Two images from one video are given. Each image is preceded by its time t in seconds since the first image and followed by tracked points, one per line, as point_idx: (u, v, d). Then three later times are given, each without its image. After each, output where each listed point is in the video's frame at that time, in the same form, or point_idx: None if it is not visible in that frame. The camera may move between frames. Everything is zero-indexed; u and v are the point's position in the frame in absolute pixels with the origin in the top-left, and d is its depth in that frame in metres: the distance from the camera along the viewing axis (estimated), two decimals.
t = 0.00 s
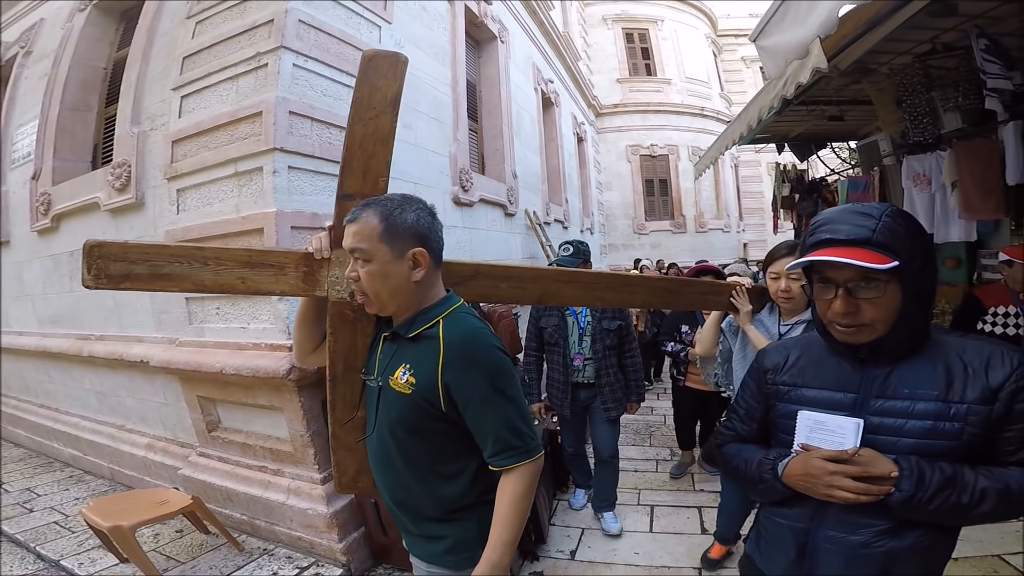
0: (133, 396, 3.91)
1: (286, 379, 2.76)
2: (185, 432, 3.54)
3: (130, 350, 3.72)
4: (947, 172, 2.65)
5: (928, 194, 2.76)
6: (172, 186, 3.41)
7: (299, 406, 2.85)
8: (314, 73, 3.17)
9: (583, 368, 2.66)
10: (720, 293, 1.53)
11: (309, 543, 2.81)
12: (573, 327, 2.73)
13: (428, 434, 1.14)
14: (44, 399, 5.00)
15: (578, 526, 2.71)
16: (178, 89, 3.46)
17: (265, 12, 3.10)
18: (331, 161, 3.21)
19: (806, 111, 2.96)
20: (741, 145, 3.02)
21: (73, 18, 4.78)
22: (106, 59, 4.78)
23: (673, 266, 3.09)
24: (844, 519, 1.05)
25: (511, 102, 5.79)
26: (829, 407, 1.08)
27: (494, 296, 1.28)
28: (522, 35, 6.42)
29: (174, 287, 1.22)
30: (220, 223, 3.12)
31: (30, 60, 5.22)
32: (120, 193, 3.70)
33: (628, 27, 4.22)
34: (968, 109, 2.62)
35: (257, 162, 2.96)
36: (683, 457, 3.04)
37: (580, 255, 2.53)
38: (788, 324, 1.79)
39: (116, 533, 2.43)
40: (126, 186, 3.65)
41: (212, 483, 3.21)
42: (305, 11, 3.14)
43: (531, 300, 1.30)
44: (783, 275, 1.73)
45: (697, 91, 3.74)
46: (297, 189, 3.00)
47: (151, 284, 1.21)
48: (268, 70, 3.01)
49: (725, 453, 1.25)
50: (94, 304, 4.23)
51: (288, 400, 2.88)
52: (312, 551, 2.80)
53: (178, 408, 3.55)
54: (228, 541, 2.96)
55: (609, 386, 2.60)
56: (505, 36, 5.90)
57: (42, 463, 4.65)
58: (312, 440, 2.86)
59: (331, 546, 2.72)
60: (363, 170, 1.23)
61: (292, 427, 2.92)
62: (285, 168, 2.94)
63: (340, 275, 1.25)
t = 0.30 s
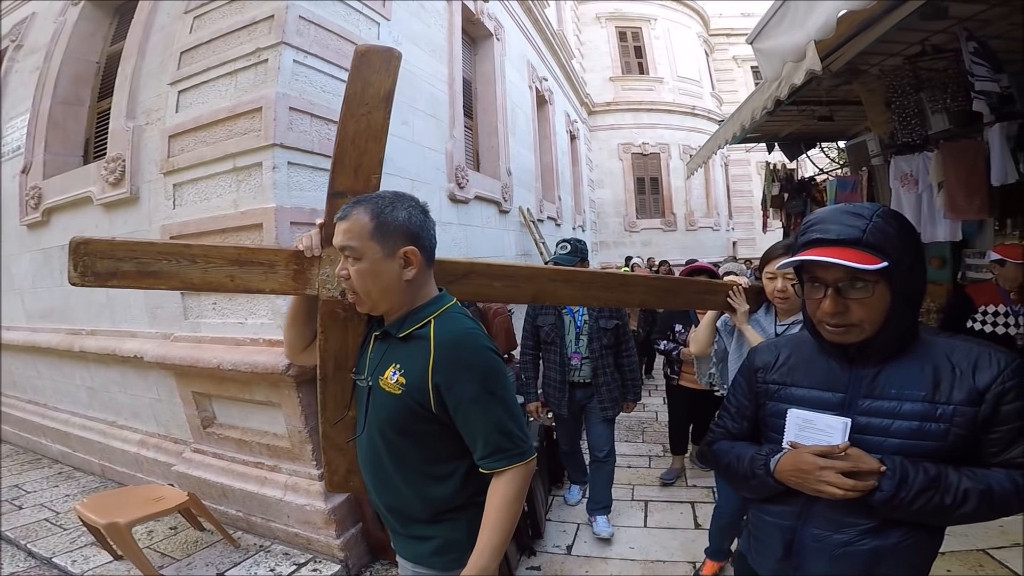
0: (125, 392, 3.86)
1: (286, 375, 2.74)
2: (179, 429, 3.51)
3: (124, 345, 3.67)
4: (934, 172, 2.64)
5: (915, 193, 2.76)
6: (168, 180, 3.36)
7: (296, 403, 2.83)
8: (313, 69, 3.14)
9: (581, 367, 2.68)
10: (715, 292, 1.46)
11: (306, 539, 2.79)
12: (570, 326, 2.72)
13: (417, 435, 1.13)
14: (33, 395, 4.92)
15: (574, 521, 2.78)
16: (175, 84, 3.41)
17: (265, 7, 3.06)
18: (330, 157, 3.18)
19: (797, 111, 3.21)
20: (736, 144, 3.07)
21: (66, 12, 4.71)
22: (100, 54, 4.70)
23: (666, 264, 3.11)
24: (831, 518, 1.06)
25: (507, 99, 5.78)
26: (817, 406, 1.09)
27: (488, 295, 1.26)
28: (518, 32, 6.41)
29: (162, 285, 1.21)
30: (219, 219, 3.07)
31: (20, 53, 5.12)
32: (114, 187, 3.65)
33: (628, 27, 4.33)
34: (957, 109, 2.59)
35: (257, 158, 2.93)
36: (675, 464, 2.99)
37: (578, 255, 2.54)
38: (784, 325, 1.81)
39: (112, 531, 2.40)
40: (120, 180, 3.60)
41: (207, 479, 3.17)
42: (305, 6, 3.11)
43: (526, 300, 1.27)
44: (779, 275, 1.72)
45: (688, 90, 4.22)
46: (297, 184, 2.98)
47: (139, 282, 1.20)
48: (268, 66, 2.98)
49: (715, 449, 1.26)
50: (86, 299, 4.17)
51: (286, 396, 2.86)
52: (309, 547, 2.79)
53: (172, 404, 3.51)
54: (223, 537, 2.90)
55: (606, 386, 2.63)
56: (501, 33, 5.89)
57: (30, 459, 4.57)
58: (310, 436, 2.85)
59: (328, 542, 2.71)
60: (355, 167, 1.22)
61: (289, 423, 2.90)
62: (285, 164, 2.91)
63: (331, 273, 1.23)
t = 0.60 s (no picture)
0: (116, 385, 3.80)
1: (285, 369, 2.73)
2: (171, 423, 3.46)
3: (116, 338, 3.61)
4: (920, 177, 2.73)
5: (902, 198, 2.85)
6: (165, 172, 3.31)
7: (293, 397, 2.82)
8: (318, 64, 3.12)
9: (578, 368, 2.68)
10: (712, 296, 1.41)
11: (301, 534, 2.76)
12: (568, 326, 2.72)
13: (407, 435, 1.12)
14: (18, 387, 4.81)
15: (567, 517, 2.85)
16: (176, 76, 3.35)
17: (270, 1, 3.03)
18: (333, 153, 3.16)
19: (786, 114, 3.01)
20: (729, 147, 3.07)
21: (64, 2, 4.62)
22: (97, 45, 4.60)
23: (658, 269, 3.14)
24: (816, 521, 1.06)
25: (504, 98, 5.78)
26: (806, 410, 1.10)
27: (482, 294, 1.25)
28: (516, 31, 6.40)
29: (147, 276, 1.19)
30: (218, 212, 3.03)
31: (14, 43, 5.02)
32: (109, 178, 3.58)
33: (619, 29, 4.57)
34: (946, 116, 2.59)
35: (260, 151, 2.89)
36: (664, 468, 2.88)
37: (577, 256, 2.54)
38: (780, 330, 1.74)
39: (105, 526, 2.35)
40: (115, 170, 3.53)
41: (198, 474, 3.11)
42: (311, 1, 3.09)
43: (520, 300, 1.25)
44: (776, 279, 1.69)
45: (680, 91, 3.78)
46: (299, 178, 2.95)
47: (125, 273, 1.18)
48: (272, 60, 2.95)
49: (706, 450, 1.27)
50: (77, 290, 4.10)
51: (284, 390, 2.86)
52: (304, 542, 2.76)
53: (164, 397, 3.47)
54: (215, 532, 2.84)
55: (603, 388, 2.64)
56: (499, 31, 5.87)
57: (12, 452, 4.47)
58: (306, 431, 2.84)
59: (323, 537, 2.69)
60: (348, 162, 1.20)
61: (285, 418, 2.90)
62: (287, 158, 2.88)
63: (321, 268, 1.22)
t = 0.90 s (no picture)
0: (109, 380, 3.76)
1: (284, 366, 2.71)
2: (166, 419, 3.44)
3: (110, 333, 3.57)
4: (910, 178, 2.80)
5: (892, 198, 2.91)
6: (165, 167, 3.27)
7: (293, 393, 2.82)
8: (320, 62, 3.10)
9: (578, 369, 2.65)
10: (711, 297, 1.41)
11: (298, 532, 2.75)
12: (568, 326, 2.71)
13: (400, 435, 1.11)
14: (8, 383, 4.75)
15: (564, 514, 2.84)
16: (177, 71, 3.31)
17: None
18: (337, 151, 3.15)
19: (779, 116, 2.92)
20: (724, 147, 2.98)
21: None
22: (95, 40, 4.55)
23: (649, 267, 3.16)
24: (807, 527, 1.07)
25: (500, 97, 5.78)
26: (800, 415, 1.10)
27: (479, 292, 1.23)
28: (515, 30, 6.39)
29: (138, 269, 1.17)
30: (219, 207, 2.99)
31: (11, 37, 4.96)
32: (106, 172, 3.54)
33: (617, 26, 4.43)
34: (937, 118, 2.59)
35: (261, 147, 2.86)
36: (659, 471, 2.96)
37: (580, 255, 2.53)
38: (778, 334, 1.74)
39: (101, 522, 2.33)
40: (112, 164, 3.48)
41: (195, 471, 3.10)
42: None
43: (517, 299, 1.24)
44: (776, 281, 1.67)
45: (674, 91, 3.80)
46: (301, 175, 2.93)
47: (115, 265, 1.16)
48: (275, 56, 2.92)
49: (701, 452, 1.27)
50: (71, 283, 4.06)
51: (283, 386, 2.85)
52: (302, 539, 2.74)
53: (160, 393, 3.44)
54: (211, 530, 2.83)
55: (603, 390, 2.61)
56: (497, 30, 5.84)
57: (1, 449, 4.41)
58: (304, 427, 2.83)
59: (322, 534, 2.67)
60: (345, 157, 1.18)
61: (284, 414, 2.89)
62: (289, 154, 2.86)
63: (315, 264, 1.21)
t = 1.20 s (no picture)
0: (106, 377, 3.74)
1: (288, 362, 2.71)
2: (164, 416, 3.43)
3: (108, 329, 3.55)
4: (902, 179, 2.85)
5: (884, 197, 3.01)
6: (165, 162, 3.24)
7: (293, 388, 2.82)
8: (325, 59, 3.07)
9: (580, 368, 2.66)
10: (710, 297, 1.39)
11: (300, 529, 2.74)
12: (572, 325, 2.74)
13: (396, 434, 1.11)
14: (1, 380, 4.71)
15: (563, 511, 2.87)
16: (178, 67, 3.28)
17: None
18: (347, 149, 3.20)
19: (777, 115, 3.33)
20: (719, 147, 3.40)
21: None
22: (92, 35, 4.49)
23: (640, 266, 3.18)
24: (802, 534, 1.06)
25: (497, 95, 5.77)
26: (800, 421, 1.09)
27: (476, 289, 1.22)
28: (513, 27, 6.38)
29: (131, 261, 1.17)
30: (223, 202, 2.96)
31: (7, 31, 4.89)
32: (104, 168, 3.51)
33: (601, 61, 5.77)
34: (928, 121, 2.67)
35: (265, 143, 2.84)
36: (659, 473, 2.98)
37: (584, 252, 2.53)
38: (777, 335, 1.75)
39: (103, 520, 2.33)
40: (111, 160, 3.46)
41: (194, 468, 3.10)
42: None
43: (516, 296, 1.23)
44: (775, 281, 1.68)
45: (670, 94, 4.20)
46: (304, 171, 2.93)
47: (108, 257, 1.16)
48: (280, 53, 2.90)
49: (700, 455, 1.26)
50: (68, 279, 4.03)
51: (284, 383, 2.84)
52: (303, 537, 2.73)
53: (158, 390, 3.43)
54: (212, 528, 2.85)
55: (606, 389, 2.61)
56: (495, 28, 5.83)
57: None
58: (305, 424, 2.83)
59: (324, 531, 2.67)
60: (343, 151, 1.18)
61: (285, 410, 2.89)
62: (293, 151, 2.85)
63: (310, 258, 1.20)
